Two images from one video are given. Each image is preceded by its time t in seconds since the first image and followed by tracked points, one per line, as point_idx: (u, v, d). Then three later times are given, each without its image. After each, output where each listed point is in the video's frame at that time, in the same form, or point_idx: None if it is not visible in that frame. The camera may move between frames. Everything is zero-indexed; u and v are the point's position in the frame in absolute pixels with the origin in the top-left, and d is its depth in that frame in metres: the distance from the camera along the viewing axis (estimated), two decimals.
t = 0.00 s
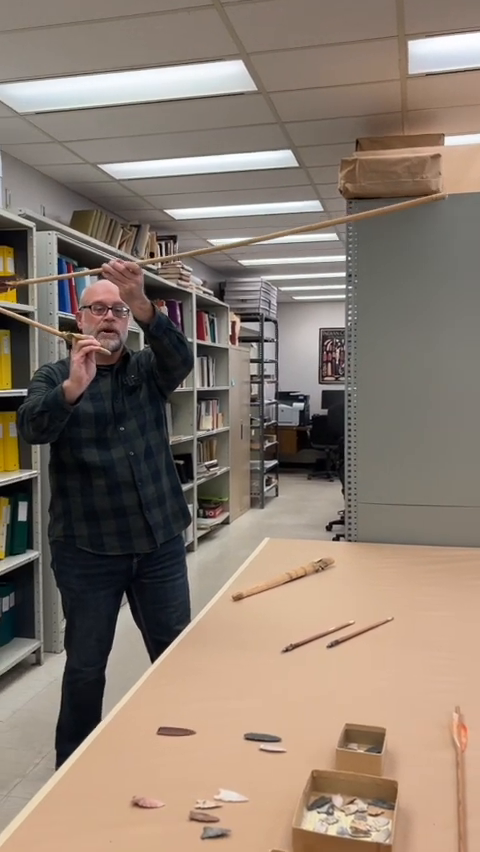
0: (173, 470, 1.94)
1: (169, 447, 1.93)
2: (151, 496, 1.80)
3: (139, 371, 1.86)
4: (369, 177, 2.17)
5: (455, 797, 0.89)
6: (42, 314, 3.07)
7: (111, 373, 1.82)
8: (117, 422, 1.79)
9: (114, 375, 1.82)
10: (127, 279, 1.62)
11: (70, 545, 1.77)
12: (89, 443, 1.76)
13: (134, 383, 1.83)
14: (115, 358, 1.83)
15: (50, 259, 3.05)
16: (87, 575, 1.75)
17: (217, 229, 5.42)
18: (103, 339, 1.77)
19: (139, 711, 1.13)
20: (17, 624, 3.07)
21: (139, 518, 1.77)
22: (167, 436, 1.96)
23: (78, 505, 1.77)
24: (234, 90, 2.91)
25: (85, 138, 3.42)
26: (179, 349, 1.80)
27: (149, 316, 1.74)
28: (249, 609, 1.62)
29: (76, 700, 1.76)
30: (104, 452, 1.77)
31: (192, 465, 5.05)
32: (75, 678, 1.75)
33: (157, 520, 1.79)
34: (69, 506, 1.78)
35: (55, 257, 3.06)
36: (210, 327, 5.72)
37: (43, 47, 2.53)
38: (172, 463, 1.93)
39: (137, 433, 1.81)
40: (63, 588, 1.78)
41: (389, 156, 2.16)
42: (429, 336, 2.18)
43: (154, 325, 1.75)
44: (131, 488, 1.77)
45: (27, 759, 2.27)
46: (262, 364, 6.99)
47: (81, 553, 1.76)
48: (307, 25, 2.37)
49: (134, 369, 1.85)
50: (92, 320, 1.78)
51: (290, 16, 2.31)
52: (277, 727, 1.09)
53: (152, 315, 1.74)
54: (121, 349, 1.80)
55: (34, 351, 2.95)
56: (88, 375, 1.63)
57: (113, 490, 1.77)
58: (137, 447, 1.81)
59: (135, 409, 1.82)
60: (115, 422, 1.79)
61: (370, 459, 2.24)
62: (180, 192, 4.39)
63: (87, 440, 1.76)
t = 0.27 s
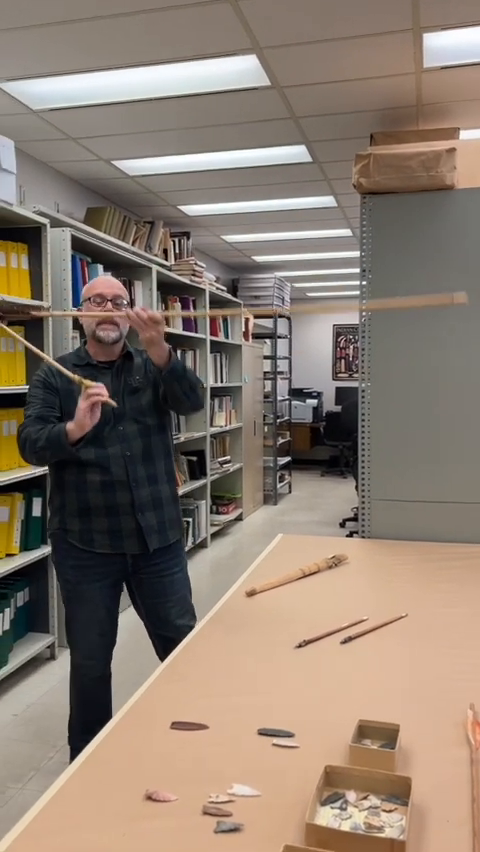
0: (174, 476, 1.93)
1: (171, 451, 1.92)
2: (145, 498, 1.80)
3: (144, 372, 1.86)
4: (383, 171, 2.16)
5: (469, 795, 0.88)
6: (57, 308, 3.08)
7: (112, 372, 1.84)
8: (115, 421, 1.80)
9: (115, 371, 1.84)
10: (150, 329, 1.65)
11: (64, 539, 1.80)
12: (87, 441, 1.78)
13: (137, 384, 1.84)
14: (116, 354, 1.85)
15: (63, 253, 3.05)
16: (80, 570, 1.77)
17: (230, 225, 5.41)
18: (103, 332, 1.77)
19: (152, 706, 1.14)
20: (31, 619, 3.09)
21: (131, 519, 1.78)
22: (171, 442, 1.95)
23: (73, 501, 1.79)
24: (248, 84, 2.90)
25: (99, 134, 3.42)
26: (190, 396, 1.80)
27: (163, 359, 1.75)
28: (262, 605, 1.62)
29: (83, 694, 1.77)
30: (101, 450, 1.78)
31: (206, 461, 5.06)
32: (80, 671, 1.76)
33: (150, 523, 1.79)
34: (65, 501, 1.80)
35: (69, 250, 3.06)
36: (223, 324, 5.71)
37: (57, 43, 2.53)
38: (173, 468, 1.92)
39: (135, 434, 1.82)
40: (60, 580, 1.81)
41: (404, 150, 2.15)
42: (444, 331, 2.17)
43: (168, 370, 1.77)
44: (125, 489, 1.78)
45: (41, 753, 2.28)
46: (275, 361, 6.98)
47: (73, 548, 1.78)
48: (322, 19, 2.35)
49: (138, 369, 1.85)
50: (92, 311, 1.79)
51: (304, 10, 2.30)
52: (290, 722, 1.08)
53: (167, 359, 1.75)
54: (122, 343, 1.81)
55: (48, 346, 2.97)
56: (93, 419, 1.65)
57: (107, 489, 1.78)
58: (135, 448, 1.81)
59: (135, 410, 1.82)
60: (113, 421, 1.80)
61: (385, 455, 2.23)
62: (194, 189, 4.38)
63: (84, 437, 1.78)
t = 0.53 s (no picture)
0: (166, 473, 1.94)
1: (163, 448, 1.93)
2: (136, 494, 1.81)
3: (140, 367, 1.87)
4: (398, 165, 2.15)
5: None
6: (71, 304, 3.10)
7: (104, 363, 1.84)
8: (109, 414, 1.81)
9: (108, 364, 1.84)
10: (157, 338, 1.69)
11: (57, 531, 1.81)
12: (80, 434, 1.79)
13: (133, 378, 1.84)
14: (111, 343, 1.86)
15: (77, 249, 3.06)
16: (74, 561, 1.79)
17: (244, 220, 5.40)
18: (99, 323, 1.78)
19: (166, 699, 1.14)
20: (46, 613, 3.11)
21: (122, 514, 1.78)
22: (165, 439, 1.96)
23: (66, 493, 1.80)
24: (262, 78, 2.89)
25: (112, 130, 3.43)
26: (183, 409, 1.82)
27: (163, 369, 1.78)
28: (275, 600, 1.62)
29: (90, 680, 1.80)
30: (94, 443, 1.79)
31: (219, 457, 5.07)
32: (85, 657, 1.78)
33: (140, 519, 1.79)
34: (58, 493, 1.81)
35: (83, 246, 3.07)
36: (237, 319, 5.71)
37: (71, 39, 2.53)
38: (165, 465, 1.93)
39: (128, 428, 1.82)
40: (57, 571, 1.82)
41: (420, 143, 2.13)
42: (459, 325, 2.15)
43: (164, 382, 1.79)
44: (116, 483, 1.79)
45: (57, 746, 2.30)
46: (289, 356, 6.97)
47: (65, 540, 1.79)
48: (336, 12, 2.34)
49: (134, 362, 1.86)
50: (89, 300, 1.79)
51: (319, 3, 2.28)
52: (305, 716, 1.08)
53: (167, 370, 1.78)
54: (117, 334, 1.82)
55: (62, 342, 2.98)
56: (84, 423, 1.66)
57: (99, 483, 1.79)
58: (127, 442, 1.82)
59: (128, 404, 1.83)
60: (107, 414, 1.81)
61: (399, 451, 2.23)
62: (207, 184, 4.38)
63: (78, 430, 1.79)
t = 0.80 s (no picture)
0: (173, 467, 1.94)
1: (170, 442, 1.93)
2: (144, 489, 1.81)
3: (148, 362, 1.87)
4: (412, 159, 2.14)
5: None
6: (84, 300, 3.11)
7: (110, 358, 1.83)
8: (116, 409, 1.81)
9: (114, 359, 1.84)
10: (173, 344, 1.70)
11: (66, 526, 1.82)
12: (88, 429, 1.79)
13: (140, 373, 1.84)
14: (116, 339, 1.85)
15: (91, 245, 3.07)
16: (83, 556, 1.80)
17: (257, 215, 5.39)
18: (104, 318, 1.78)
19: (181, 693, 1.15)
20: (60, 607, 3.13)
21: (130, 509, 1.79)
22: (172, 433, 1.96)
23: (75, 489, 1.81)
24: (276, 72, 2.88)
25: (125, 125, 3.43)
26: (192, 412, 1.83)
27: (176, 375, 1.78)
28: (289, 594, 1.62)
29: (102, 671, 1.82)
30: (102, 438, 1.80)
31: (231, 452, 5.07)
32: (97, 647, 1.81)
33: (148, 513, 1.80)
34: (67, 488, 1.82)
35: (97, 242, 3.08)
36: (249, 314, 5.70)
37: (84, 34, 2.53)
38: (172, 458, 1.93)
39: (136, 423, 1.83)
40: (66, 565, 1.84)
41: (435, 137, 2.13)
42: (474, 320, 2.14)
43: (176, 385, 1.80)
44: (124, 478, 1.80)
45: (71, 738, 2.32)
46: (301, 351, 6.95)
47: (75, 535, 1.80)
48: (350, 4, 2.33)
49: (142, 357, 1.86)
50: (94, 297, 1.79)
51: None
52: (319, 711, 1.08)
53: (179, 374, 1.79)
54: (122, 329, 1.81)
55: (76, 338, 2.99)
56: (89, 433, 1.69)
57: (107, 478, 1.80)
58: (134, 437, 1.82)
59: (136, 399, 1.83)
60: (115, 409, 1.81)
61: (413, 446, 2.22)
62: (220, 178, 4.37)
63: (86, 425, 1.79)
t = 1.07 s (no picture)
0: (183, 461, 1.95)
1: (180, 437, 1.93)
2: (154, 484, 1.82)
3: (158, 358, 1.87)
4: (425, 152, 2.12)
5: None
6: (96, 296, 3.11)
7: (119, 353, 1.83)
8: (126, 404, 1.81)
9: (123, 355, 1.83)
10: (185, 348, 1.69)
11: (78, 522, 1.82)
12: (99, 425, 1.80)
13: (150, 368, 1.84)
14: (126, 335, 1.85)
15: (102, 240, 3.08)
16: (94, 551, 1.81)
17: (268, 210, 5.38)
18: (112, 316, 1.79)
19: (192, 686, 1.15)
20: (71, 601, 3.14)
21: (141, 505, 1.79)
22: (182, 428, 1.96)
23: (86, 484, 1.81)
24: (287, 65, 2.87)
25: (137, 120, 3.42)
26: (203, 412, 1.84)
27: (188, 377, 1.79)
28: (300, 589, 1.62)
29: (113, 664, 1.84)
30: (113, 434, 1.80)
31: (242, 447, 5.07)
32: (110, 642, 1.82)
33: (159, 509, 1.81)
34: (78, 484, 1.82)
35: (108, 238, 3.08)
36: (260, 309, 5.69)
37: (95, 28, 2.53)
38: (182, 453, 1.94)
39: (146, 419, 1.83)
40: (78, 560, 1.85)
41: (447, 129, 2.12)
42: None
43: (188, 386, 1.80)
44: (134, 473, 1.80)
45: (83, 731, 2.33)
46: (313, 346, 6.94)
47: (86, 531, 1.81)
48: None
49: (152, 353, 1.86)
50: (103, 293, 1.79)
51: None
52: (330, 704, 1.09)
53: (190, 376, 1.79)
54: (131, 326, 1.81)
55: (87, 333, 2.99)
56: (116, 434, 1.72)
57: (118, 473, 1.80)
58: (145, 433, 1.82)
59: (146, 395, 1.84)
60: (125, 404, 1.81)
61: (425, 441, 2.21)
62: (231, 173, 4.36)
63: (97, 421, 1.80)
